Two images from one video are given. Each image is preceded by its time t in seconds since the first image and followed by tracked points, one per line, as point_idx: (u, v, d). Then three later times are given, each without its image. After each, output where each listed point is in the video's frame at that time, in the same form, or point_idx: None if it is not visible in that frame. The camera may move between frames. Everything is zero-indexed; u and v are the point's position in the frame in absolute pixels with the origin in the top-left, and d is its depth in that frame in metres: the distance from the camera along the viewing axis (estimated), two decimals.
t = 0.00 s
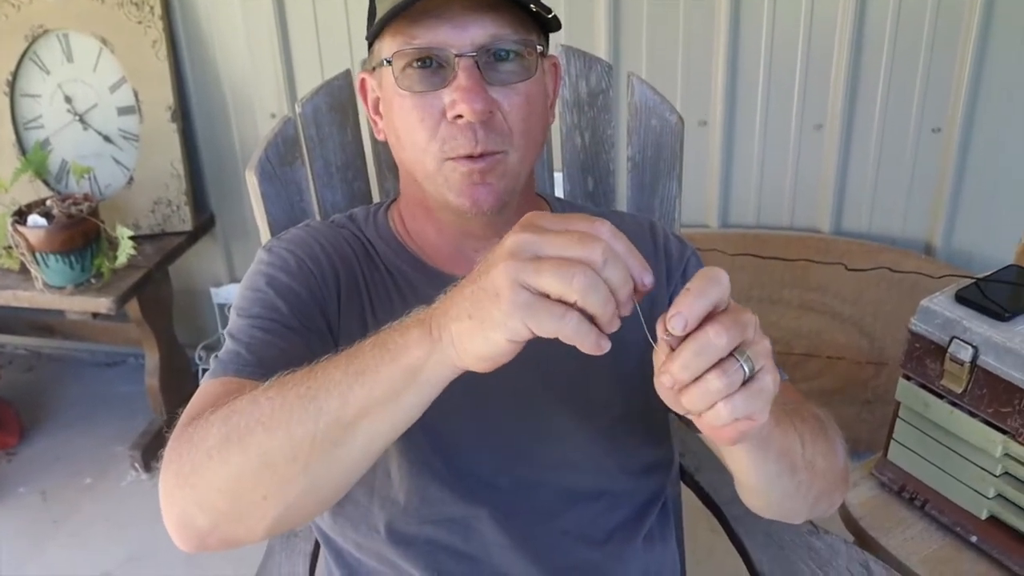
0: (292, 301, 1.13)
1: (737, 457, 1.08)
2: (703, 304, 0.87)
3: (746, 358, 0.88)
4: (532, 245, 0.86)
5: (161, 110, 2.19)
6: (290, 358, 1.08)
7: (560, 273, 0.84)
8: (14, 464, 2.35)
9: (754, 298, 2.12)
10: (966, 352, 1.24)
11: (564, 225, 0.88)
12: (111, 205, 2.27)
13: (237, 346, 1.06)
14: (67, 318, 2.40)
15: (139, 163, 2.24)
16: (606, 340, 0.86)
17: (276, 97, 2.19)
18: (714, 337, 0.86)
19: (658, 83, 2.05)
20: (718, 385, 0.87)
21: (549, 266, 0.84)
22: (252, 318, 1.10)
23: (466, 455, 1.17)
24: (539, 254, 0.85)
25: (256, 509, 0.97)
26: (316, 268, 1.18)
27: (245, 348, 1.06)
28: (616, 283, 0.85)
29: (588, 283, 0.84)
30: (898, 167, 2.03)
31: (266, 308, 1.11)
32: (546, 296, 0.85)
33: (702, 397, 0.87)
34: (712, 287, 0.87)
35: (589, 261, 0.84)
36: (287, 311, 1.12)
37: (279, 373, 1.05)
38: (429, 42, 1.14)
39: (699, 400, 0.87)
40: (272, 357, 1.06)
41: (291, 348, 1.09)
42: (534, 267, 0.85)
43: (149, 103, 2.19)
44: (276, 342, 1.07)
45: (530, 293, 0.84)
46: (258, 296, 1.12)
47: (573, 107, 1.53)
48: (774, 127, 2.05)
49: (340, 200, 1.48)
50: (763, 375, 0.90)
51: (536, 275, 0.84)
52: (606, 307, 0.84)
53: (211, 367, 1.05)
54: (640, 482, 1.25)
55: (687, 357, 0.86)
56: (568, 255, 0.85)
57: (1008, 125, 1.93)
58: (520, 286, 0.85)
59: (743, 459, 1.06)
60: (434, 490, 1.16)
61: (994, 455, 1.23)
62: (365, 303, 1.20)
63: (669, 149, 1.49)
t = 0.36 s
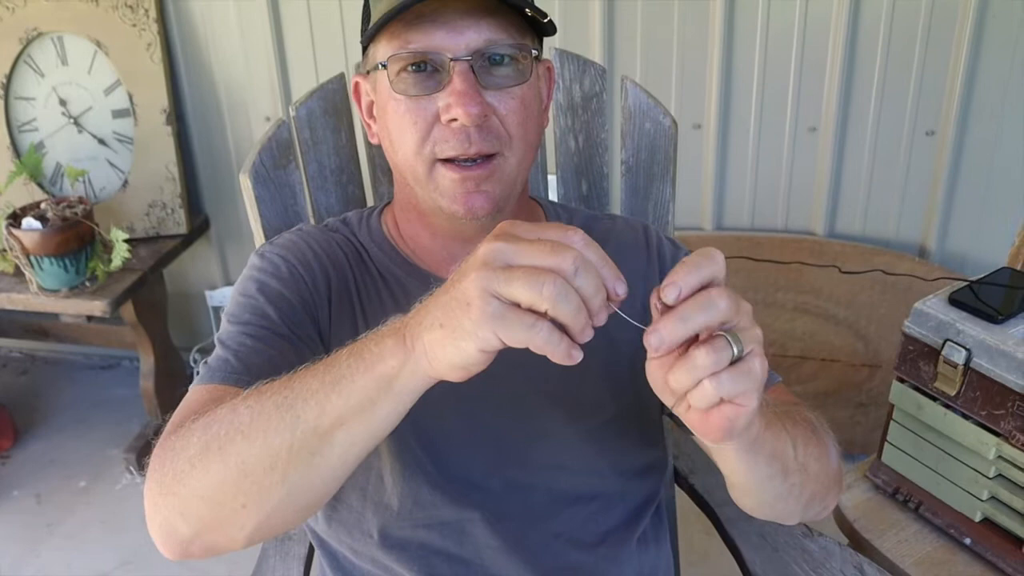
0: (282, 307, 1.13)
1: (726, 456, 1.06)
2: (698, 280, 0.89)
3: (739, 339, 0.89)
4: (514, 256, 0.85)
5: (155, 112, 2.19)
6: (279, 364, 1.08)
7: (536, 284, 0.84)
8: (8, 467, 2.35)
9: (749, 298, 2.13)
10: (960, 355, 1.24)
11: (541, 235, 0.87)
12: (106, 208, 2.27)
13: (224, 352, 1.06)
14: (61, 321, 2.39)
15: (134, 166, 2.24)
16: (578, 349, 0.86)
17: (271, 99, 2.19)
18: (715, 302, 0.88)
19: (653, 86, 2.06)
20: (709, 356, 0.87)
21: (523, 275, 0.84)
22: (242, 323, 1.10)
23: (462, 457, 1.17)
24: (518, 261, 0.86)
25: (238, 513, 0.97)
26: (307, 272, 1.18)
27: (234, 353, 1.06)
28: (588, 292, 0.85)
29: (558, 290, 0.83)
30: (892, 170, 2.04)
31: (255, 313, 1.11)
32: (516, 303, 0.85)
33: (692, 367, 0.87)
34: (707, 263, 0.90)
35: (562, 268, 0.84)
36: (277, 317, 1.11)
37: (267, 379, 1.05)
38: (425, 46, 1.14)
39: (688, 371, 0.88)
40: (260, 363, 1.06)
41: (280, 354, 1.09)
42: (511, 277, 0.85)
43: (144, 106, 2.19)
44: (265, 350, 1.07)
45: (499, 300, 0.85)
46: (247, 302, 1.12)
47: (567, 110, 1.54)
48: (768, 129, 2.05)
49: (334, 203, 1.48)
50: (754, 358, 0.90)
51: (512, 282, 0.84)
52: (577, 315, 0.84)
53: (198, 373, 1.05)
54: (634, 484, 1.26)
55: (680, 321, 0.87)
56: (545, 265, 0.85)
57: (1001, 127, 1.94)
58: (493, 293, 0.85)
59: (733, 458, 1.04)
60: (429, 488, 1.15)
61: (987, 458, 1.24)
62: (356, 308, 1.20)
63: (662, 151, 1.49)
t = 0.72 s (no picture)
0: (265, 347, 1.16)
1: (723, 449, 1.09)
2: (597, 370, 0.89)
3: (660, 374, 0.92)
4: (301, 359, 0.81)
5: (159, 119, 2.20)
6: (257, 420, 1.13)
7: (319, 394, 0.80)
8: (12, 474, 2.35)
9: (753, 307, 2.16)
10: (963, 361, 1.24)
11: (308, 352, 0.81)
12: (110, 216, 2.27)
13: (205, 408, 1.12)
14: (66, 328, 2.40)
15: (139, 173, 2.24)
16: (384, 439, 0.82)
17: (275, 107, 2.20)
18: (617, 372, 0.89)
19: (656, 93, 2.06)
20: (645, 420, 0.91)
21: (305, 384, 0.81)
22: (223, 373, 1.14)
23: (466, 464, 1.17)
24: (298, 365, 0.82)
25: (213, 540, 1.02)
26: (296, 296, 1.19)
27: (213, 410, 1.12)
28: (363, 380, 0.80)
29: (330, 393, 0.80)
30: (895, 176, 2.04)
31: (238, 358, 1.15)
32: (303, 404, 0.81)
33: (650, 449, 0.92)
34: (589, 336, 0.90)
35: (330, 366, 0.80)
36: (258, 361, 1.15)
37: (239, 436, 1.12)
38: (436, 57, 1.13)
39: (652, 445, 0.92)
40: (236, 423, 1.12)
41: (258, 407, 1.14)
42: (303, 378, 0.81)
43: (149, 114, 2.19)
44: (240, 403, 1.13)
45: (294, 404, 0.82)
46: (232, 343, 1.16)
47: (571, 118, 1.54)
48: (770, 135, 2.05)
49: (338, 211, 1.49)
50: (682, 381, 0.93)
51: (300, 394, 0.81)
52: (352, 413, 0.80)
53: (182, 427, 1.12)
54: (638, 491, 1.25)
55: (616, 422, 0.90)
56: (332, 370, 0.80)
57: (1003, 133, 1.94)
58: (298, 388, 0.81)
59: (730, 445, 1.08)
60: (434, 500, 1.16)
61: (991, 464, 1.24)
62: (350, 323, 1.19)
63: (665, 159, 1.50)
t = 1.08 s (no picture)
0: (259, 374, 1.20)
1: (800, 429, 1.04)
2: (831, 320, 0.86)
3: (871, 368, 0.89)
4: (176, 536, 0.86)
5: (168, 121, 2.20)
6: (259, 447, 1.21)
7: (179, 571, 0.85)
8: (23, 474, 2.36)
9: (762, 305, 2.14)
10: (975, 360, 1.24)
11: None
12: (119, 216, 2.28)
13: (213, 440, 1.21)
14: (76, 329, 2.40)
15: (148, 175, 2.25)
16: None
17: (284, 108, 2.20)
18: (849, 342, 0.86)
19: (665, 92, 2.06)
20: (836, 391, 0.87)
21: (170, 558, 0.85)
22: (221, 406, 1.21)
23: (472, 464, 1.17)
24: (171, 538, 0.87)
25: None
26: (287, 315, 1.20)
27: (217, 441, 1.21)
28: None
29: None
30: (905, 175, 2.03)
31: (235, 390, 1.20)
32: None
33: (799, 404, 0.88)
34: (845, 296, 0.87)
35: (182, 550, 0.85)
36: (252, 393, 1.20)
37: (239, 468, 1.21)
38: (474, 80, 1.09)
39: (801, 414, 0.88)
40: (239, 453, 1.21)
41: (257, 435, 1.20)
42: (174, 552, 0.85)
43: (158, 115, 2.20)
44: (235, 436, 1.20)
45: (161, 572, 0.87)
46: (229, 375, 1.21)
47: (580, 118, 1.53)
48: (780, 135, 2.05)
49: (348, 211, 1.48)
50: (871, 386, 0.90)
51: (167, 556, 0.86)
52: None
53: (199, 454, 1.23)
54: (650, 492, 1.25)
55: (810, 361, 0.86)
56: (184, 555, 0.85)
57: (1014, 132, 1.93)
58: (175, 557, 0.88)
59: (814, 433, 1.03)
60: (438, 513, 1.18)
61: (1004, 464, 1.23)
62: (345, 335, 1.19)
63: (676, 158, 1.49)
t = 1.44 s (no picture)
0: (262, 360, 1.20)
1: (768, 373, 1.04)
2: (716, 240, 0.85)
3: (786, 281, 0.87)
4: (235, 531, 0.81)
5: (171, 105, 2.20)
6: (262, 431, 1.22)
7: None
8: (25, 457, 2.37)
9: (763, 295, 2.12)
10: (974, 349, 1.24)
11: None
12: (122, 201, 2.28)
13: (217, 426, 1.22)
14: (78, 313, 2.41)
15: (150, 159, 2.25)
16: None
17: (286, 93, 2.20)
18: (744, 256, 0.84)
19: (667, 80, 2.05)
20: (742, 305, 0.85)
21: None
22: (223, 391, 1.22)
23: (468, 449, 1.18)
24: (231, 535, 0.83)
25: None
26: (289, 300, 1.20)
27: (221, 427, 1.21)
28: None
29: None
30: (908, 164, 2.03)
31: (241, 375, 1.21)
32: None
33: (706, 323, 0.85)
34: (734, 215, 0.86)
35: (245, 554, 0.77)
36: (256, 378, 1.20)
37: (249, 454, 1.22)
38: (452, 59, 1.09)
39: (714, 334, 0.86)
40: (243, 437, 1.21)
41: (262, 420, 1.21)
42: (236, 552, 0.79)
43: (161, 99, 2.20)
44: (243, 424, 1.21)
45: None
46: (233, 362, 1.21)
47: (581, 104, 1.53)
48: (782, 123, 2.05)
49: (348, 196, 1.48)
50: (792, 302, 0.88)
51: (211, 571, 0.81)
52: None
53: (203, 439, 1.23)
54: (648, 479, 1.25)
55: (706, 279, 0.84)
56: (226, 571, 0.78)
57: (1018, 122, 1.92)
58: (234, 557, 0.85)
59: (778, 372, 1.03)
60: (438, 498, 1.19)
61: (1002, 453, 1.23)
62: (345, 319, 1.20)
63: (677, 146, 1.49)
